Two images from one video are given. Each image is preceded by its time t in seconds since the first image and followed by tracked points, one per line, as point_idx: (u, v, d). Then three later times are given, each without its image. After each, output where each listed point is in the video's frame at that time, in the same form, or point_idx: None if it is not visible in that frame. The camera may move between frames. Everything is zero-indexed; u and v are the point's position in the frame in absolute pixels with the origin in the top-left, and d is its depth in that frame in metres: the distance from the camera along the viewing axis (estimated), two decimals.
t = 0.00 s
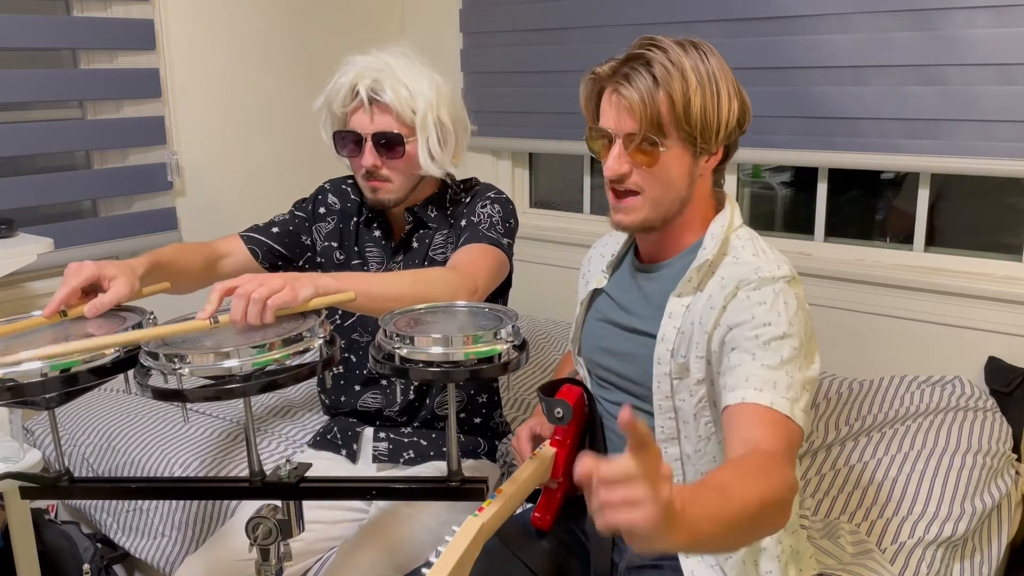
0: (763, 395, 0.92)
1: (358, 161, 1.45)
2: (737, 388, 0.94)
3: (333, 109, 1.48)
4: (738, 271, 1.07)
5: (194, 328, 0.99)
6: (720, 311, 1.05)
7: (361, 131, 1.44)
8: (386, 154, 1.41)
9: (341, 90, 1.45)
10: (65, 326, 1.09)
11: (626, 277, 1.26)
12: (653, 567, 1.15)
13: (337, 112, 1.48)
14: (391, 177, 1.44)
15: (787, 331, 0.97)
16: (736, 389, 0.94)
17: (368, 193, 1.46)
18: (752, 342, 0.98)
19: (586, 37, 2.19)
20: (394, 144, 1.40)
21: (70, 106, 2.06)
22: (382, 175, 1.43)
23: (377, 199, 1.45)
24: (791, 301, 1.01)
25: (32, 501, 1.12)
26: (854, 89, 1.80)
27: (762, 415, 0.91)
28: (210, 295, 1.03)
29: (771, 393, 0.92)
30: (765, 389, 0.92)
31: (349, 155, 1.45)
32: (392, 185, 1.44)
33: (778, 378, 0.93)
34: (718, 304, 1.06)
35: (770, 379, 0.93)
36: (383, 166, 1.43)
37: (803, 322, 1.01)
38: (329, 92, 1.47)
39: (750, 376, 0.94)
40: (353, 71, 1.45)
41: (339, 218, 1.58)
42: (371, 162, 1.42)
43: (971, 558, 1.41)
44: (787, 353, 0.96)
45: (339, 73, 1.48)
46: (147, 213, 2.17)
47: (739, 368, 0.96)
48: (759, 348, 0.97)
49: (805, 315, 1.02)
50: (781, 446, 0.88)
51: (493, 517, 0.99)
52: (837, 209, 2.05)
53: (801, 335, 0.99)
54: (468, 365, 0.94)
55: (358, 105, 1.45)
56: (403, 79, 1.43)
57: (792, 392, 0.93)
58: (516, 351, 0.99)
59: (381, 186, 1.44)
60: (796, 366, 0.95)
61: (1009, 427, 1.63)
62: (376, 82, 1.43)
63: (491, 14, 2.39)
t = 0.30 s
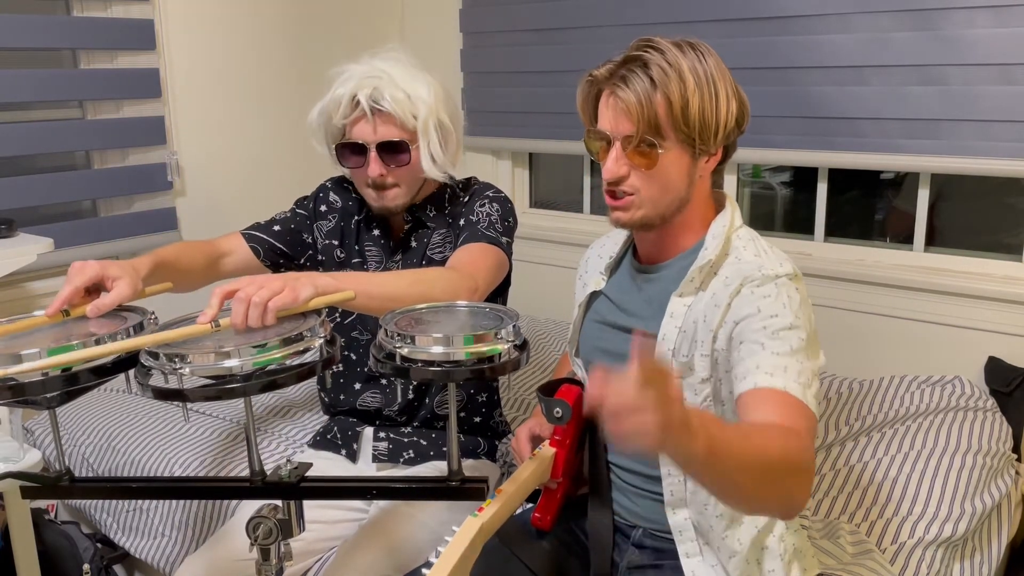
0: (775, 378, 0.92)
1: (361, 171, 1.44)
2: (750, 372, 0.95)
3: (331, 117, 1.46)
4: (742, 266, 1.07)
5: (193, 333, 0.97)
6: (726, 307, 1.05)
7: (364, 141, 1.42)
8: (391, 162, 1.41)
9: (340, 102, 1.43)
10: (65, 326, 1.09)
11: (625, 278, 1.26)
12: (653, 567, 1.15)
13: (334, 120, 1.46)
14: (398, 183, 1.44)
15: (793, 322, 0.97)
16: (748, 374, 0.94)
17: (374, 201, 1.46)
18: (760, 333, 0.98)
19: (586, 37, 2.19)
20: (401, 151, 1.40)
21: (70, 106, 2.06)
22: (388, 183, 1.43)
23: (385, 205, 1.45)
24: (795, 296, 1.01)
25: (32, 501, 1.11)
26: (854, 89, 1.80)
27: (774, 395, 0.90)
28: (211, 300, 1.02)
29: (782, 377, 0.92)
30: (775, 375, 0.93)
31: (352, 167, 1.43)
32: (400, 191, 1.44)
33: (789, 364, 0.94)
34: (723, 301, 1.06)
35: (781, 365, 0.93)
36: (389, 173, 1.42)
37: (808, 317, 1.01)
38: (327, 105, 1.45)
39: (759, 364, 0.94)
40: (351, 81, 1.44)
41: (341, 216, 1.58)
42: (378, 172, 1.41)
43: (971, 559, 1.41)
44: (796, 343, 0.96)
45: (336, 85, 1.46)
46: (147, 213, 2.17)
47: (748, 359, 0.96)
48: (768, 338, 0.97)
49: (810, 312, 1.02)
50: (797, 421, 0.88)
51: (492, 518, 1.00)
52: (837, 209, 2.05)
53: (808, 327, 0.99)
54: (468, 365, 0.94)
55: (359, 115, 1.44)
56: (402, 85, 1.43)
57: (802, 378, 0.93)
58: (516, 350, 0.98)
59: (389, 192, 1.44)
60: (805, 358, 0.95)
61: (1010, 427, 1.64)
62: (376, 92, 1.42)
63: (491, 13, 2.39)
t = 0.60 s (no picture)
0: (768, 395, 0.92)
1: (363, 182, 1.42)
2: (741, 390, 0.94)
3: (330, 129, 1.43)
4: (739, 275, 1.07)
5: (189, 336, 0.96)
6: (722, 316, 1.05)
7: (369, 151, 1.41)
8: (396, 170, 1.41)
9: (341, 115, 1.41)
10: (66, 326, 1.09)
11: (627, 281, 1.26)
12: (653, 567, 1.15)
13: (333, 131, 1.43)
14: (403, 188, 1.44)
15: (790, 334, 0.97)
16: (740, 391, 0.94)
17: (380, 208, 1.45)
18: (753, 346, 0.98)
19: (586, 37, 2.19)
20: (407, 159, 1.40)
21: (71, 106, 2.06)
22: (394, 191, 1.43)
23: (391, 211, 1.45)
24: (792, 305, 1.01)
25: (32, 501, 1.12)
26: (854, 89, 1.80)
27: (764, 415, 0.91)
28: (211, 300, 1.02)
29: (775, 395, 0.92)
30: (768, 390, 0.93)
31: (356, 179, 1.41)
32: (405, 196, 1.45)
33: (782, 376, 0.94)
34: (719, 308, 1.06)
35: (773, 381, 0.94)
36: (395, 180, 1.42)
37: (807, 324, 1.01)
38: (326, 118, 1.42)
39: (753, 376, 0.95)
40: (350, 93, 1.42)
41: (341, 216, 1.58)
42: (385, 180, 1.40)
43: (971, 559, 1.41)
44: (790, 353, 0.96)
45: (332, 96, 1.44)
46: (148, 213, 2.17)
47: (742, 371, 0.97)
48: (762, 351, 0.97)
49: (809, 319, 1.02)
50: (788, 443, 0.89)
51: (492, 518, 1.00)
52: (837, 209, 2.05)
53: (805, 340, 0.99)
54: (467, 364, 0.94)
55: (361, 127, 1.42)
56: (403, 92, 1.43)
57: (796, 391, 0.93)
58: (515, 350, 0.99)
59: (394, 198, 1.44)
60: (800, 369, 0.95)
61: (1010, 427, 1.64)
62: (377, 102, 1.41)
63: (491, 14, 2.39)
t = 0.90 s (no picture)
0: (774, 396, 0.92)
1: (377, 177, 1.41)
2: (746, 392, 0.94)
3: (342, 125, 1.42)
4: (738, 274, 1.06)
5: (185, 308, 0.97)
6: (723, 316, 1.05)
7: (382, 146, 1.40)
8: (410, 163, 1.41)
9: (354, 111, 1.40)
10: (66, 326, 1.09)
11: (624, 281, 1.26)
12: (653, 567, 1.15)
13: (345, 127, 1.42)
14: (414, 181, 1.44)
15: (791, 332, 0.97)
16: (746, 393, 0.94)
17: (392, 203, 1.45)
18: (756, 347, 0.98)
19: (586, 37, 2.19)
20: (420, 151, 1.41)
21: (70, 106, 2.06)
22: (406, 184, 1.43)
23: (402, 204, 1.46)
24: (793, 304, 1.01)
25: (32, 501, 1.12)
26: (854, 89, 1.80)
27: (773, 415, 0.91)
28: (216, 277, 1.03)
29: (781, 396, 0.92)
30: (772, 391, 0.92)
31: (370, 176, 1.41)
32: (416, 188, 1.45)
33: (787, 376, 0.94)
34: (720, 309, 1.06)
35: (777, 381, 0.93)
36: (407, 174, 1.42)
37: (809, 320, 1.01)
38: (339, 115, 1.41)
39: (758, 377, 0.94)
40: (361, 88, 1.41)
41: (337, 217, 1.58)
42: (398, 175, 1.40)
43: (971, 559, 1.41)
44: (792, 351, 0.96)
45: (342, 92, 1.42)
46: (147, 213, 2.17)
47: (747, 372, 0.96)
48: (765, 351, 0.97)
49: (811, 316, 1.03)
50: (799, 445, 0.88)
51: (493, 520, 0.99)
52: (838, 209, 2.05)
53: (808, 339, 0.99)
54: (468, 365, 0.94)
55: (374, 122, 1.42)
56: (413, 85, 1.43)
57: (800, 391, 0.93)
58: (516, 350, 0.99)
59: (406, 191, 1.44)
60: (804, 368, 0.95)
61: (1010, 427, 1.64)
62: (390, 96, 1.40)
63: (491, 13, 2.39)
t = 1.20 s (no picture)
0: (843, 455, 0.99)
1: (382, 179, 1.41)
2: (812, 450, 1.00)
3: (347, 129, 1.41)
4: (757, 296, 1.03)
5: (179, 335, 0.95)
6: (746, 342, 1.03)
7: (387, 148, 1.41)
8: (416, 166, 1.42)
9: (360, 114, 1.40)
10: (66, 326, 1.09)
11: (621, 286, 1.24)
12: (654, 568, 1.16)
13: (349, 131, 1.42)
14: (418, 184, 1.44)
15: (826, 368, 1.00)
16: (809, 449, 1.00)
17: (397, 206, 1.45)
18: (802, 392, 1.00)
19: (586, 37, 2.20)
20: (425, 154, 1.42)
21: (71, 106, 2.06)
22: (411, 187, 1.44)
23: (407, 208, 1.45)
24: (819, 332, 1.01)
25: (32, 501, 1.12)
26: (854, 89, 1.80)
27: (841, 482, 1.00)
28: (211, 300, 1.02)
29: (847, 454, 1.00)
30: (840, 450, 0.99)
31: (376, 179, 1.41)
32: (419, 191, 1.45)
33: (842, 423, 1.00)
34: (743, 335, 1.03)
35: (839, 435, 1.00)
36: (412, 177, 1.42)
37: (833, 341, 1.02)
38: (344, 119, 1.41)
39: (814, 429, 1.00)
40: (366, 90, 1.40)
41: (337, 218, 1.58)
42: (404, 177, 1.41)
43: (971, 558, 1.41)
44: (837, 392, 1.00)
45: (346, 96, 1.42)
46: (148, 213, 2.17)
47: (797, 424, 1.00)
48: (812, 399, 1.00)
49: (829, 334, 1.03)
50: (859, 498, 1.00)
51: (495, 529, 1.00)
52: (838, 208, 2.05)
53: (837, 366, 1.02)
54: (467, 364, 0.94)
55: (379, 125, 1.42)
56: (417, 87, 1.44)
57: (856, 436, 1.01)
58: (516, 349, 0.99)
59: (410, 194, 1.44)
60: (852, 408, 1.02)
61: (1010, 427, 1.64)
62: (395, 98, 1.41)
63: (491, 14, 2.39)
